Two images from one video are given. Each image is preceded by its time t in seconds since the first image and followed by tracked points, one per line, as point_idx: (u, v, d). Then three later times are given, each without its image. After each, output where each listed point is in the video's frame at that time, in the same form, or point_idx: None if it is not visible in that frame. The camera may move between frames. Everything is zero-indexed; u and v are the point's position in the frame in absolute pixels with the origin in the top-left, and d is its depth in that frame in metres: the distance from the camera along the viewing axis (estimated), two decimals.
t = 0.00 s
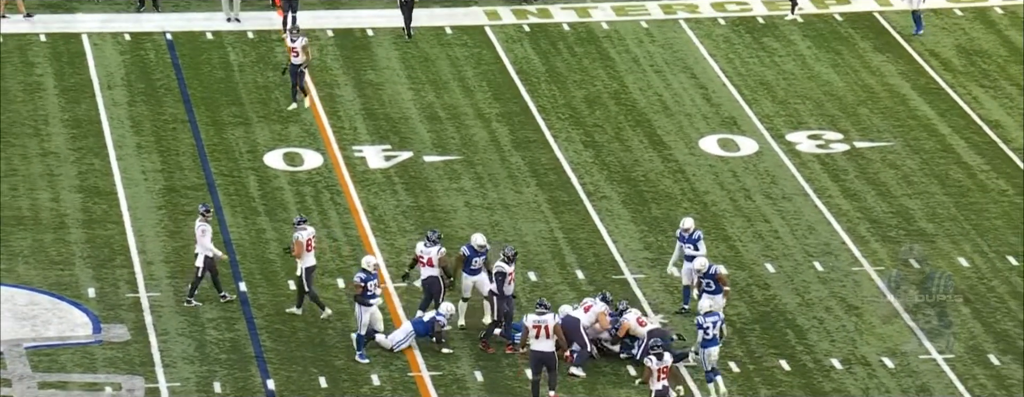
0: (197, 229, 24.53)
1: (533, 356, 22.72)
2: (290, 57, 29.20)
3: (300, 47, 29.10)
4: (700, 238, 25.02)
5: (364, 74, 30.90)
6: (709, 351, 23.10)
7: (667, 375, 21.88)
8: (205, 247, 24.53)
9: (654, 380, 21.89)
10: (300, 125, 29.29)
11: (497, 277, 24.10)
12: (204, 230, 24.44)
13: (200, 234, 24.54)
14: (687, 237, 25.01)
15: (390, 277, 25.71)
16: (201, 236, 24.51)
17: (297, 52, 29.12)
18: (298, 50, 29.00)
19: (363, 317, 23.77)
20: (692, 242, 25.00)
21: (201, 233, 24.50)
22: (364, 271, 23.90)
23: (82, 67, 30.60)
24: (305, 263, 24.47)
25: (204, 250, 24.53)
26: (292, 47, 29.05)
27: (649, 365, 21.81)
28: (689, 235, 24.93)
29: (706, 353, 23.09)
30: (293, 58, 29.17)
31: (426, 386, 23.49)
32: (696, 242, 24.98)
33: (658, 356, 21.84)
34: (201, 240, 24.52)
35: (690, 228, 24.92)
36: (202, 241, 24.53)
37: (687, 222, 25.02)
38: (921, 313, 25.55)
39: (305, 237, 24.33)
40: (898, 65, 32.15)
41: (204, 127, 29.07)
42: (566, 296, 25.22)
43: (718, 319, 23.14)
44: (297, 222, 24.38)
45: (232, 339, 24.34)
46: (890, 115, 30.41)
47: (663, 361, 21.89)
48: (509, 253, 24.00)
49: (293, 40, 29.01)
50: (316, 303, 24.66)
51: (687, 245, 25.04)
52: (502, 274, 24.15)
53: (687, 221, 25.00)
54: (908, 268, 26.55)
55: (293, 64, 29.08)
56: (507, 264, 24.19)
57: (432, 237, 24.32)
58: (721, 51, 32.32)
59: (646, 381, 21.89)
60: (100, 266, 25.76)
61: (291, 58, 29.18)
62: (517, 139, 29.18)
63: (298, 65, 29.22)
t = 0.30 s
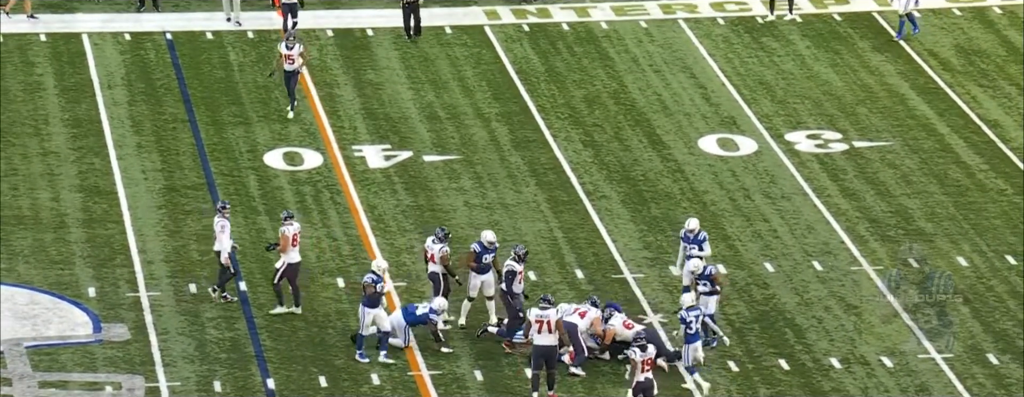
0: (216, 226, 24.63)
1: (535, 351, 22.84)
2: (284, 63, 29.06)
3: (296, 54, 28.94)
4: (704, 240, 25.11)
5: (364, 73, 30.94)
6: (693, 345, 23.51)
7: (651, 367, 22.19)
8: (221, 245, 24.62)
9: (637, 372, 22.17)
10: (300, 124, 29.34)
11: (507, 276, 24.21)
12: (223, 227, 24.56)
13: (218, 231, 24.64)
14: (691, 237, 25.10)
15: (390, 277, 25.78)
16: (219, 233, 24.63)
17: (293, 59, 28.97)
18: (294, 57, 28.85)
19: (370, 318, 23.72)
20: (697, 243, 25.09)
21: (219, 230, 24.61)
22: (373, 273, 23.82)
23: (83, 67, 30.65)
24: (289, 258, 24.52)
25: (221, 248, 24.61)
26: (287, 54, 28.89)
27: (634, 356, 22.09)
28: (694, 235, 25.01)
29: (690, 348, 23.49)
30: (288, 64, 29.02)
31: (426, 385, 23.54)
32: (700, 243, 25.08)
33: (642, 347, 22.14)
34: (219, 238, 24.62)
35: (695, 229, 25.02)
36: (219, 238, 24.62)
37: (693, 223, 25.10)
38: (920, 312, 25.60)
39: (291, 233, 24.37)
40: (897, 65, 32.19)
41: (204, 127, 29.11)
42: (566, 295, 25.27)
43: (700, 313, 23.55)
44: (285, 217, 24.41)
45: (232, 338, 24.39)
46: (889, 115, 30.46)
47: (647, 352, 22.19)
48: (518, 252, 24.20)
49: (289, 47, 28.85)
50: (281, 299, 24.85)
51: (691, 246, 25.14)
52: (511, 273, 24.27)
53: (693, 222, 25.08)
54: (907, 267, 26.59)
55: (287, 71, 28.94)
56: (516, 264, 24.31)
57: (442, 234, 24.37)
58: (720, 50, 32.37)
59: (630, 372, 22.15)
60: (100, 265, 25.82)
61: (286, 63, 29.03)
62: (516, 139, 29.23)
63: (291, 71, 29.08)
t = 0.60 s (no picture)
0: (233, 225, 24.64)
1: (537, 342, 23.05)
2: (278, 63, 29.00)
3: (291, 54, 28.86)
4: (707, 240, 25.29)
5: (363, 71, 30.95)
6: (676, 335, 23.59)
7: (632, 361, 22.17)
8: (237, 244, 24.64)
9: (618, 365, 22.14)
10: (299, 122, 29.35)
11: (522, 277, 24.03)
12: (239, 225, 24.56)
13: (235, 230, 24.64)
14: (693, 238, 25.27)
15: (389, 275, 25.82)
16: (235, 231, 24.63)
17: (287, 59, 28.90)
18: (288, 58, 28.78)
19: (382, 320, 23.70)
20: (699, 243, 25.28)
21: (236, 229, 24.62)
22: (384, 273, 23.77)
23: (82, 65, 30.67)
24: (268, 257, 24.50)
25: (237, 247, 24.64)
26: (282, 54, 28.81)
27: (614, 350, 22.07)
28: (694, 235, 25.20)
29: (674, 338, 23.57)
30: (282, 64, 28.96)
31: (426, 383, 23.55)
32: (702, 243, 25.25)
33: (623, 341, 22.10)
34: (235, 236, 24.63)
35: (695, 229, 25.18)
36: (235, 237, 24.63)
37: (694, 223, 25.27)
38: (919, 311, 25.61)
39: (269, 233, 24.30)
40: (896, 63, 32.20)
41: (204, 125, 29.12)
42: (565, 293, 25.27)
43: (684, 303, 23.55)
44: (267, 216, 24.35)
45: (232, 336, 24.40)
46: (888, 113, 30.47)
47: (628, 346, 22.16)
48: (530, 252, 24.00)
49: (284, 47, 28.76)
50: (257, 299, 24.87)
51: (693, 246, 25.31)
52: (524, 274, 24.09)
53: (694, 222, 25.25)
54: (906, 265, 26.60)
55: (281, 71, 28.89)
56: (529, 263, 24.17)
57: (446, 231, 24.45)
58: (720, 48, 32.37)
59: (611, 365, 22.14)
60: (100, 263, 25.83)
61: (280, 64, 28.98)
62: (516, 137, 29.24)
63: (286, 71, 29.02)
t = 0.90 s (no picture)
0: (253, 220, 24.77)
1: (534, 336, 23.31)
2: (271, 68, 28.75)
3: (284, 58, 28.62)
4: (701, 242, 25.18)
5: (363, 69, 30.96)
6: (659, 330, 23.85)
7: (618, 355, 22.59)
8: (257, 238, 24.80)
9: (604, 359, 22.58)
10: (299, 121, 29.36)
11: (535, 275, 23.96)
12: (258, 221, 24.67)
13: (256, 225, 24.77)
14: (688, 240, 25.13)
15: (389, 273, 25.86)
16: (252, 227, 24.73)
17: (280, 64, 28.66)
18: (281, 63, 28.54)
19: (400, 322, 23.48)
20: (694, 246, 25.11)
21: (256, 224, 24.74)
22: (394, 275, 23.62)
23: (82, 64, 30.67)
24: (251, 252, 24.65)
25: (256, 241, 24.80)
26: (275, 59, 28.57)
27: (599, 344, 22.48)
28: (689, 239, 25.03)
29: (656, 332, 23.84)
30: (275, 69, 28.72)
31: (426, 381, 23.58)
32: (696, 247, 25.10)
33: (609, 336, 22.51)
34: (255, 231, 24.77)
35: (690, 232, 25.02)
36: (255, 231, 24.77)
37: (689, 227, 25.12)
38: (919, 309, 25.63)
39: (243, 229, 24.42)
40: (896, 61, 32.19)
41: (204, 123, 29.12)
42: (565, 291, 25.29)
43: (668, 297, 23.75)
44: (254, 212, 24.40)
45: (232, 335, 24.42)
46: (887, 111, 30.47)
47: (615, 340, 22.56)
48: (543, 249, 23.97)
49: (276, 52, 28.52)
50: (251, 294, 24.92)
51: (688, 249, 25.15)
52: (538, 272, 24.01)
53: (689, 226, 25.09)
54: (906, 263, 26.61)
55: (274, 76, 28.66)
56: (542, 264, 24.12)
57: (447, 227, 24.53)
58: (720, 47, 32.38)
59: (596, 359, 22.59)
60: (99, 262, 25.84)
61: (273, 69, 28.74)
62: (516, 135, 29.25)
63: (280, 76, 28.79)
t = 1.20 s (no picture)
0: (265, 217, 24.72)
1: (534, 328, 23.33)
2: (266, 68, 28.51)
3: (279, 58, 28.39)
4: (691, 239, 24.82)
5: (362, 65, 30.93)
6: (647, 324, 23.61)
7: (606, 346, 22.35)
8: (273, 236, 24.70)
9: (592, 348, 22.36)
10: (298, 117, 29.33)
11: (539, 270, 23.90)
12: (271, 219, 24.58)
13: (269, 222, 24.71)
14: (678, 238, 24.76)
15: (388, 270, 25.85)
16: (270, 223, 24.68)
17: (276, 64, 28.43)
18: (277, 62, 28.30)
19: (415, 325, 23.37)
20: (684, 244, 24.74)
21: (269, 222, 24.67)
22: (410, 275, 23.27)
23: (81, 60, 30.64)
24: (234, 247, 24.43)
25: (270, 239, 24.71)
26: (270, 58, 28.34)
27: (588, 333, 22.27)
28: (679, 238, 24.64)
29: (645, 325, 23.60)
30: (270, 69, 28.49)
31: (425, 378, 23.58)
32: (687, 244, 24.71)
33: (598, 325, 22.29)
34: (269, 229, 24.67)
35: (679, 231, 24.62)
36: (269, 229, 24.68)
37: (678, 225, 24.73)
38: (918, 305, 25.62)
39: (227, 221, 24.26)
40: (896, 57, 32.16)
41: (203, 119, 29.09)
42: (564, 287, 25.27)
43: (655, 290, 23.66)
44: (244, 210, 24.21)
45: (231, 331, 24.40)
46: (887, 107, 30.44)
47: (604, 330, 22.34)
48: (546, 243, 23.93)
49: (272, 51, 28.30)
50: (229, 286, 24.91)
51: (678, 247, 24.77)
52: (543, 267, 24.03)
53: (678, 224, 24.70)
54: (906, 259, 26.60)
55: (269, 76, 28.43)
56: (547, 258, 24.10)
57: (447, 225, 24.40)
58: (719, 43, 32.36)
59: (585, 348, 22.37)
60: (98, 258, 25.82)
61: (268, 69, 28.51)
62: (515, 131, 29.22)
63: (275, 76, 28.57)
